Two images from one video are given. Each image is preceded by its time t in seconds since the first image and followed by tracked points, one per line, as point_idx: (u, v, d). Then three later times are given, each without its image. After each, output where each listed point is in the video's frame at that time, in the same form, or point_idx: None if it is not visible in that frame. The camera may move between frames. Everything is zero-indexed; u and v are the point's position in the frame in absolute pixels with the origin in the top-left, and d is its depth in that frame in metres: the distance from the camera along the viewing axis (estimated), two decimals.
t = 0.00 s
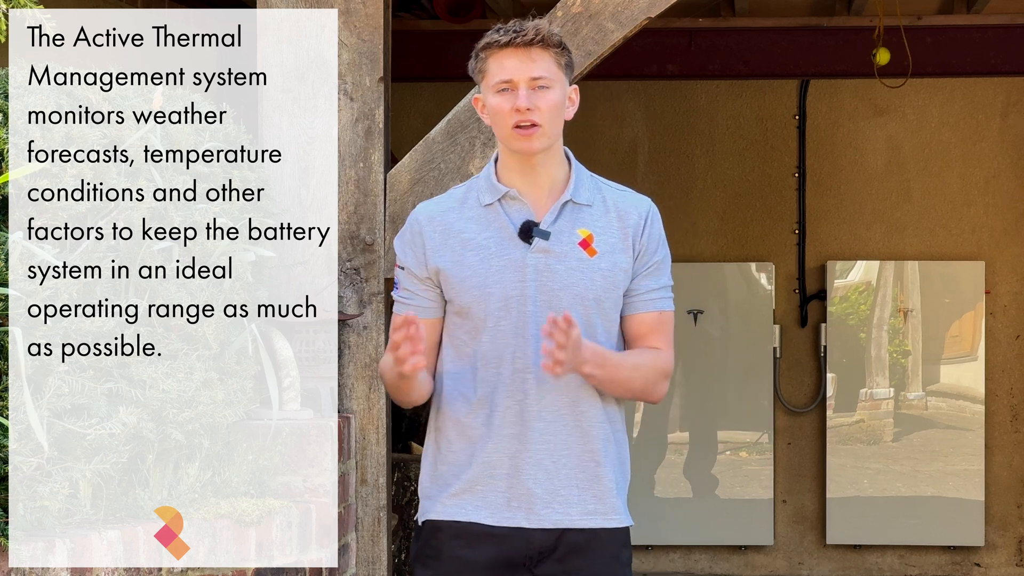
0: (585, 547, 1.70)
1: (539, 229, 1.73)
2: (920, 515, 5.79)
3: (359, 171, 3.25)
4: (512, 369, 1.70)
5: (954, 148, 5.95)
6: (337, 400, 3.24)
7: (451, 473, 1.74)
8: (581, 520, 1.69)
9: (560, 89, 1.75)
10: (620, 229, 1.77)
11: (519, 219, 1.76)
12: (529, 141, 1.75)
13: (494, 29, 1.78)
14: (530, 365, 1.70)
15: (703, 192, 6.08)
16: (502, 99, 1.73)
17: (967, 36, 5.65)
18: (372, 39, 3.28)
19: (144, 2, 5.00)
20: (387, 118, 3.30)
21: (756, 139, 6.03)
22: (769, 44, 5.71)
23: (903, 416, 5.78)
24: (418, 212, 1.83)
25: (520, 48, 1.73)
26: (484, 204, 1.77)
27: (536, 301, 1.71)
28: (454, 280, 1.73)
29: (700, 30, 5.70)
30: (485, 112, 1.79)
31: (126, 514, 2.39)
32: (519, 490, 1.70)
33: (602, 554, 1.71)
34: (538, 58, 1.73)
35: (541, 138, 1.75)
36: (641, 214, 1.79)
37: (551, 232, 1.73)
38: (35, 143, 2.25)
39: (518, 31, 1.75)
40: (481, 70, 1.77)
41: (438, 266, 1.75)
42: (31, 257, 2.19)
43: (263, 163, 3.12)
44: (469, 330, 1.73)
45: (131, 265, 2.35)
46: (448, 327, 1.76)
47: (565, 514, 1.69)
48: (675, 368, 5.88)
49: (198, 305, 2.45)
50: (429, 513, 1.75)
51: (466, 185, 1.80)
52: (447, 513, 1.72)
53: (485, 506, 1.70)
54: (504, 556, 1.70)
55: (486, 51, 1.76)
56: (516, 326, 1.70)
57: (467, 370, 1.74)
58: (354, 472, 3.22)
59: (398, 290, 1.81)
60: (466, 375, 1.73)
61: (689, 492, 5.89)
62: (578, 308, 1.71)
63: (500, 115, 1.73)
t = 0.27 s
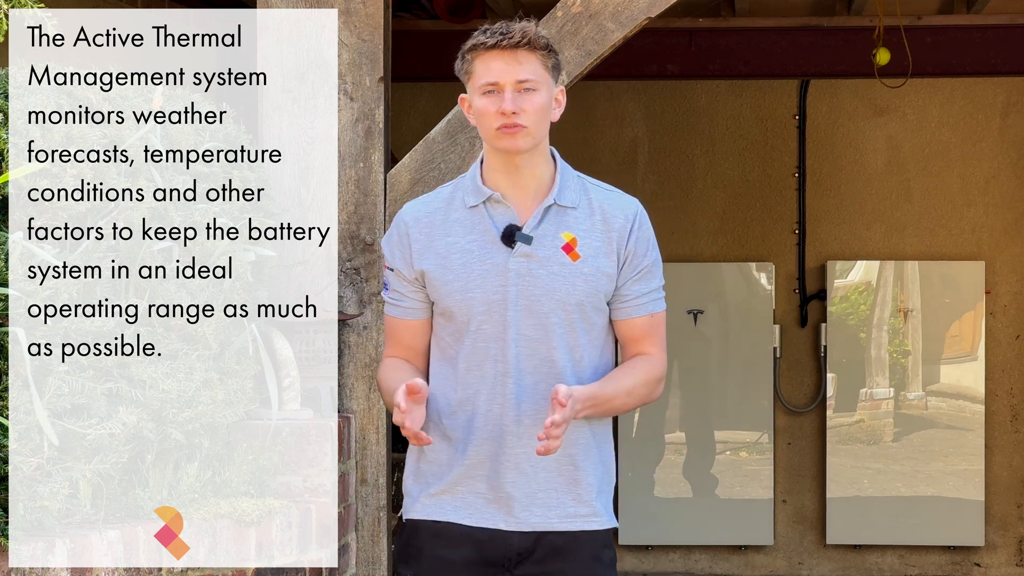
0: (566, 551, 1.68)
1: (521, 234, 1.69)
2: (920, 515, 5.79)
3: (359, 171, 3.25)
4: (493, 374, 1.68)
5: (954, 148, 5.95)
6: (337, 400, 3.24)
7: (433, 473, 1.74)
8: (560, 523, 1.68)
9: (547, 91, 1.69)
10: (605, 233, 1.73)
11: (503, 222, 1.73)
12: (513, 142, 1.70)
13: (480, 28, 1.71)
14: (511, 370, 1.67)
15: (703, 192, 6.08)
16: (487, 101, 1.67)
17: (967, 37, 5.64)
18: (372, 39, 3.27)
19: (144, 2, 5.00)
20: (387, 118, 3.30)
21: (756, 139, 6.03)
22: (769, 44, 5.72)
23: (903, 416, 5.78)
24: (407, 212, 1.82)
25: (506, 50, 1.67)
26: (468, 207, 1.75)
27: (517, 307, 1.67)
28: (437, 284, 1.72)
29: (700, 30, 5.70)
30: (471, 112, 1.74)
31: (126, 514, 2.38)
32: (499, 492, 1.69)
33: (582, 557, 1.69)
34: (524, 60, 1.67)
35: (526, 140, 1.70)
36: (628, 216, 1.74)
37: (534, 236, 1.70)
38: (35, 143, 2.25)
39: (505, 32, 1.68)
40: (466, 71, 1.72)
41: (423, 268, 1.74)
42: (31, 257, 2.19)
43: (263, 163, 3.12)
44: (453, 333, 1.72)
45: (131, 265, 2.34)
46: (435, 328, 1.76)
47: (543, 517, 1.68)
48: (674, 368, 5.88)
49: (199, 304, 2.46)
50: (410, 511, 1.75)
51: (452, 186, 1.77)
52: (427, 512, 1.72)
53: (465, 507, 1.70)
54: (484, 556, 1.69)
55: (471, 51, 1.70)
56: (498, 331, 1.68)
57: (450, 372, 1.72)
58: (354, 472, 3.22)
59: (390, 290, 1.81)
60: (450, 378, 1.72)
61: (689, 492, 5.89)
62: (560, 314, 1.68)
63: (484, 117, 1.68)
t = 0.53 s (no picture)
0: (555, 552, 1.66)
1: (510, 234, 1.68)
2: (920, 515, 5.79)
3: (359, 171, 3.26)
4: (480, 374, 1.66)
5: (954, 148, 5.95)
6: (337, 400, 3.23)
7: (420, 473, 1.71)
8: (550, 524, 1.66)
9: (537, 91, 1.69)
10: (594, 234, 1.71)
11: (491, 222, 1.71)
12: (502, 142, 1.68)
13: (471, 28, 1.71)
14: (498, 371, 1.65)
15: (703, 192, 6.08)
16: (477, 101, 1.66)
17: (967, 37, 5.64)
18: (372, 39, 3.28)
19: (143, 2, 5.00)
20: (387, 118, 3.31)
21: (756, 139, 6.03)
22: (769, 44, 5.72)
23: (903, 416, 5.78)
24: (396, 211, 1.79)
25: (497, 50, 1.67)
26: (457, 206, 1.73)
27: (505, 307, 1.66)
28: (425, 283, 1.69)
29: (700, 30, 5.70)
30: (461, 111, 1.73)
31: (126, 514, 2.38)
32: (487, 493, 1.67)
33: (571, 557, 1.67)
34: (515, 60, 1.67)
35: (515, 140, 1.68)
36: (617, 218, 1.73)
37: (522, 237, 1.68)
38: (35, 143, 2.26)
39: (496, 31, 1.68)
40: (456, 70, 1.71)
41: (412, 267, 1.71)
42: (31, 257, 2.20)
43: (263, 163, 3.12)
44: (440, 333, 1.69)
45: (131, 264, 2.35)
46: (422, 328, 1.73)
47: (532, 517, 1.66)
48: (673, 368, 5.88)
49: (199, 305, 2.46)
50: (398, 512, 1.72)
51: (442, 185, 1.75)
52: (415, 513, 1.69)
53: (453, 508, 1.68)
54: (474, 555, 1.67)
55: (462, 51, 1.69)
56: (486, 331, 1.66)
57: (436, 374, 1.69)
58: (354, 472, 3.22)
59: (377, 289, 1.78)
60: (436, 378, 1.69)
61: (689, 492, 5.89)
62: (547, 315, 1.66)
63: (474, 117, 1.67)
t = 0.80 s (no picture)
0: (545, 554, 1.65)
1: (501, 229, 1.68)
2: (920, 515, 5.79)
3: (359, 171, 3.26)
4: (471, 368, 1.65)
5: (954, 148, 5.95)
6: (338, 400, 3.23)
7: (410, 471, 1.70)
8: (539, 521, 1.65)
9: (528, 90, 1.69)
10: (585, 231, 1.71)
11: (482, 217, 1.71)
12: (494, 141, 1.69)
13: (463, 26, 1.70)
14: (489, 365, 1.65)
15: (703, 192, 6.08)
16: (468, 98, 1.66)
17: (967, 37, 5.64)
18: (372, 39, 3.28)
19: (143, 2, 5.00)
20: (387, 118, 3.31)
21: (756, 139, 6.03)
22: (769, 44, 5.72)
23: (903, 416, 5.79)
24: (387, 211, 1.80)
25: (489, 48, 1.67)
26: (448, 203, 1.73)
27: (496, 301, 1.65)
28: (416, 279, 1.69)
29: (700, 30, 5.71)
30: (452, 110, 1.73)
31: (126, 514, 2.38)
32: (477, 490, 1.65)
33: (561, 559, 1.66)
34: (507, 58, 1.66)
35: (507, 138, 1.69)
36: (608, 216, 1.73)
37: (514, 231, 1.68)
38: (35, 143, 2.25)
39: (488, 29, 1.68)
40: (448, 68, 1.70)
41: (403, 264, 1.71)
42: (31, 258, 2.19)
43: (263, 163, 3.12)
44: (431, 329, 1.69)
45: (131, 264, 2.35)
46: (412, 326, 1.72)
47: (522, 515, 1.65)
48: (673, 368, 5.88)
49: (199, 305, 2.46)
50: (389, 513, 1.70)
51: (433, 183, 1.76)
52: (405, 512, 1.68)
53: (443, 506, 1.66)
54: (465, 555, 1.66)
55: (453, 49, 1.69)
56: (477, 325, 1.65)
57: (425, 370, 1.68)
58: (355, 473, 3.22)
59: (368, 289, 1.78)
60: (425, 375, 1.68)
61: (689, 493, 5.88)
62: (539, 309, 1.66)
63: (466, 114, 1.67)
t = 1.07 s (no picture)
0: (539, 555, 1.64)
1: (494, 228, 1.68)
2: (920, 515, 5.79)
3: (359, 171, 3.26)
4: (465, 367, 1.65)
5: (954, 148, 5.95)
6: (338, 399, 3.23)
7: (403, 472, 1.69)
8: (534, 520, 1.64)
9: (522, 90, 1.69)
10: (577, 230, 1.71)
11: (475, 217, 1.71)
12: (490, 140, 1.69)
13: (459, 25, 1.71)
14: (483, 364, 1.64)
15: (703, 192, 6.08)
16: (464, 97, 1.66)
17: (967, 37, 5.65)
18: (372, 40, 3.28)
19: (143, 2, 5.01)
20: (387, 118, 3.31)
21: (756, 139, 6.03)
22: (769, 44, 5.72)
23: (903, 416, 5.79)
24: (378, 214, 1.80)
25: (485, 46, 1.67)
26: (440, 203, 1.73)
27: (490, 299, 1.65)
28: (409, 279, 1.69)
29: (700, 30, 5.70)
30: (445, 109, 1.73)
31: (126, 514, 2.39)
32: (471, 489, 1.64)
33: (556, 559, 1.65)
34: (502, 57, 1.67)
35: (500, 138, 1.69)
36: (599, 215, 1.74)
37: (507, 230, 1.68)
38: (35, 143, 2.26)
39: (485, 28, 1.68)
40: (443, 66, 1.71)
41: (396, 264, 1.70)
42: (31, 258, 2.20)
43: (263, 163, 3.12)
44: (424, 329, 1.68)
45: (131, 264, 2.35)
46: (405, 327, 1.72)
47: (517, 514, 1.64)
48: (672, 369, 5.88)
49: (200, 305, 2.46)
50: (382, 515, 1.69)
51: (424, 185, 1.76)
52: (399, 513, 1.66)
53: (438, 506, 1.65)
54: (460, 555, 1.65)
55: (450, 47, 1.69)
56: (471, 324, 1.65)
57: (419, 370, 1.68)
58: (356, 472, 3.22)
59: (359, 292, 1.77)
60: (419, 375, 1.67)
61: (689, 492, 5.88)
62: (533, 307, 1.66)
63: (461, 113, 1.67)
